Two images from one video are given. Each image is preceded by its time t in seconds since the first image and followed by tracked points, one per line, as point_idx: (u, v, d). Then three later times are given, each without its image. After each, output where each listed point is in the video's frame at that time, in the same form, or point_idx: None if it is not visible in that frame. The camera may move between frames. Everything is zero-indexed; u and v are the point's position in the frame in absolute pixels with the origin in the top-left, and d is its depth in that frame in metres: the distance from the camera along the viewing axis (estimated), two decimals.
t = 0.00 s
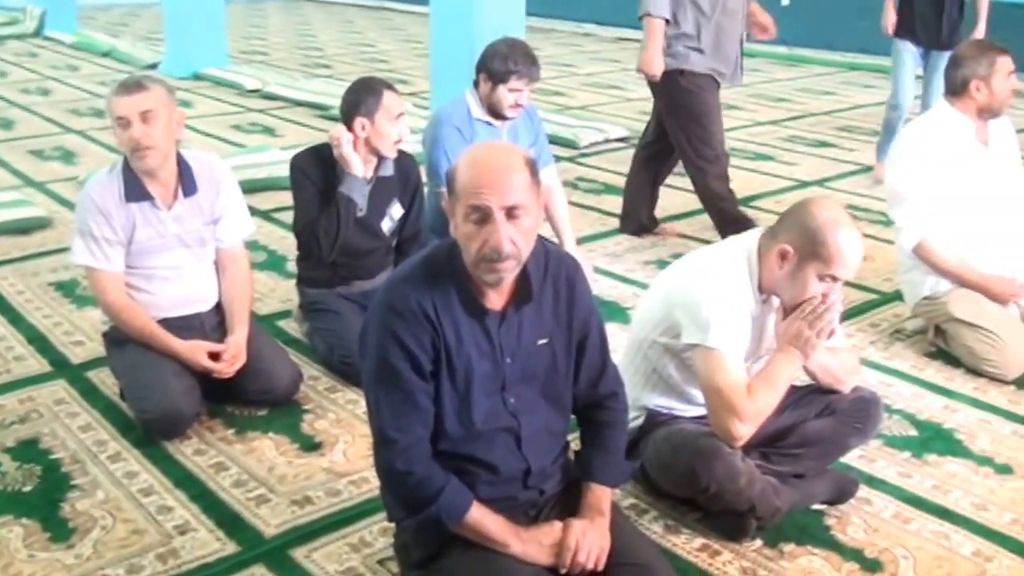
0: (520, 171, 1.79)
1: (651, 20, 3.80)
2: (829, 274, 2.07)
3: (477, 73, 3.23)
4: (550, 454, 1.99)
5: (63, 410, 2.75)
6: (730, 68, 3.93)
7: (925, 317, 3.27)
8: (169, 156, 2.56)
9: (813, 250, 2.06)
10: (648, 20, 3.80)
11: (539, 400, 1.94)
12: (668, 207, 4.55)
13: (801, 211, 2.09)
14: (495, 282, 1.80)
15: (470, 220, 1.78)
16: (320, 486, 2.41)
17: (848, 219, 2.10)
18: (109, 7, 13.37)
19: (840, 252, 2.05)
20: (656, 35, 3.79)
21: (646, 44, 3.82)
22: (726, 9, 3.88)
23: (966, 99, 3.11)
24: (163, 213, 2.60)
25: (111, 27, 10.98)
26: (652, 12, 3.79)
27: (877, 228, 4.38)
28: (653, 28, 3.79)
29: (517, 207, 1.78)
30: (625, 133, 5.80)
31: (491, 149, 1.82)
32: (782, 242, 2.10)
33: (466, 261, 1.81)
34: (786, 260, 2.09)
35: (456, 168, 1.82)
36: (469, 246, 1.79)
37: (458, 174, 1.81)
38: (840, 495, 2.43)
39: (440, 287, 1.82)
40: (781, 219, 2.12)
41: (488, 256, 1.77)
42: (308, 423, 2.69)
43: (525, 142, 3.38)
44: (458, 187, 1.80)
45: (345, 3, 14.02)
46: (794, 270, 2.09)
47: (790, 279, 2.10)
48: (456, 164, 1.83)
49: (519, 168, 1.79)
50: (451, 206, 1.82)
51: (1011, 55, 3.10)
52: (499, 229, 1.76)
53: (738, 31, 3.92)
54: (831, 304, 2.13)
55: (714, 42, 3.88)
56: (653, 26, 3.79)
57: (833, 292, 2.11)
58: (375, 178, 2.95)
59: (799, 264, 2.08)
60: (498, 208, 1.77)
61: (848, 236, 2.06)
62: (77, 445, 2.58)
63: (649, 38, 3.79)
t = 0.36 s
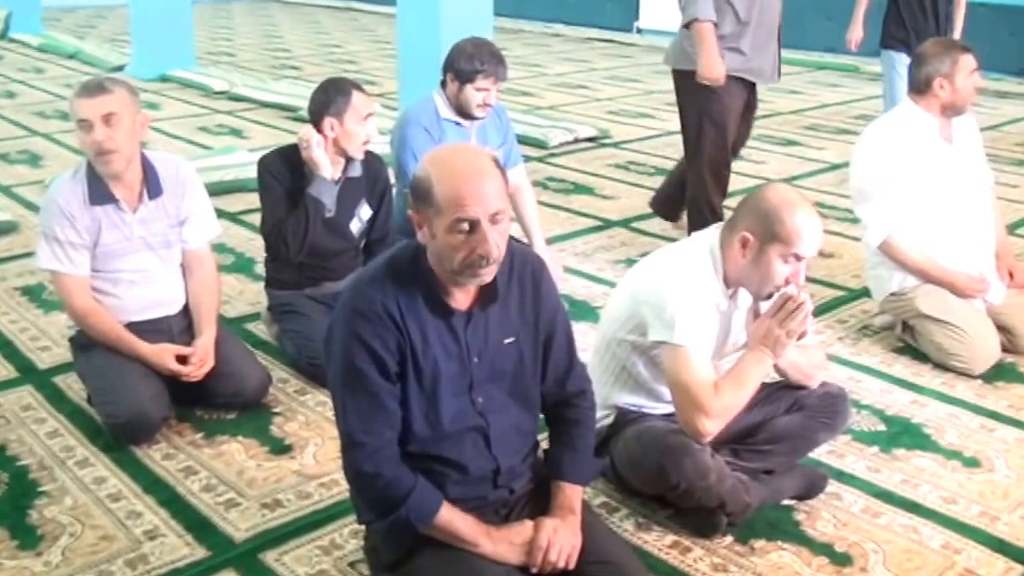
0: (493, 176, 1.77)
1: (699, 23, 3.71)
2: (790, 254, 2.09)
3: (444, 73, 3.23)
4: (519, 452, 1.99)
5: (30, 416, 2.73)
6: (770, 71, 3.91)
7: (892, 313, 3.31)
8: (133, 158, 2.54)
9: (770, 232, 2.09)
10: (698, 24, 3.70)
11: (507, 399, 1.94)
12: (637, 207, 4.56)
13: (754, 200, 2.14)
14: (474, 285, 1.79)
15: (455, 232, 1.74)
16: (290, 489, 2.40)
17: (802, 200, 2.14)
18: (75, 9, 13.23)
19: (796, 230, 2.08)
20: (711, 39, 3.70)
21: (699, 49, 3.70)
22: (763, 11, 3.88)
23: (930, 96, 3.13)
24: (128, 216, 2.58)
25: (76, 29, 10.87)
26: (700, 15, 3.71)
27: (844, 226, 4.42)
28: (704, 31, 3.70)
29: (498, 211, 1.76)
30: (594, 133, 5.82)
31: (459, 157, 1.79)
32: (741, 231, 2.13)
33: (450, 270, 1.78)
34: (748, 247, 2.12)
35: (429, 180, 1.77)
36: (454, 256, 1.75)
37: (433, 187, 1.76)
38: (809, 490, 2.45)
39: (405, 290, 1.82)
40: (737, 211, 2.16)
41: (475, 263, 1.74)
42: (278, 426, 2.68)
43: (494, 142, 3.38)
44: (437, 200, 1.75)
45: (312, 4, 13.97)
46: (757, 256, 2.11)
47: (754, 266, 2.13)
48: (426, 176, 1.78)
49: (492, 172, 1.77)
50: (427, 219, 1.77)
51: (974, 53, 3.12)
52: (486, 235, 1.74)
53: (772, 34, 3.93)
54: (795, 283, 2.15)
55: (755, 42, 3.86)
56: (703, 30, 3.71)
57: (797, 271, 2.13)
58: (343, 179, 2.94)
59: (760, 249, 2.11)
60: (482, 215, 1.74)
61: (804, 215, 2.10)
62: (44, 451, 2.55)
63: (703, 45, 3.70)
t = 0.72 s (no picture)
0: (484, 184, 1.76)
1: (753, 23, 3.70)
2: (761, 227, 2.15)
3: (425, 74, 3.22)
4: (500, 453, 1.99)
5: (9, 421, 2.71)
6: (800, 76, 3.93)
7: (873, 312, 3.33)
8: (111, 161, 2.53)
9: (738, 212, 2.15)
10: (752, 23, 3.69)
11: (487, 400, 1.94)
12: (619, 207, 4.57)
13: (714, 189, 2.21)
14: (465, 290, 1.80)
15: (454, 244, 1.73)
16: (272, 493, 2.39)
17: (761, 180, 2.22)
18: (54, 11, 13.15)
19: (763, 207, 2.15)
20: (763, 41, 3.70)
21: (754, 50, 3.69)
22: (799, 15, 3.91)
23: (908, 96, 3.14)
24: (106, 219, 2.57)
25: (55, 31, 10.80)
26: (754, 15, 3.69)
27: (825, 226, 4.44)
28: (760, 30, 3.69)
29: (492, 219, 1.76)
30: (576, 134, 5.82)
31: (450, 166, 1.77)
32: (711, 220, 2.18)
33: (445, 278, 1.78)
34: (722, 232, 2.17)
35: (423, 191, 1.75)
36: (453, 266, 1.75)
37: (429, 199, 1.74)
38: (790, 488, 2.46)
39: (384, 293, 1.81)
40: (701, 203, 2.22)
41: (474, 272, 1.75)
42: (259, 430, 2.67)
43: (476, 143, 3.39)
44: (434, 213, 1.74)
45: (292, 6, 13.92)
46: (731, 239, 2.16)
47: (730, 250, 2.17)
48: (418, 187, 1.76)
49: (478, 178, 1.76)
50: (422, 231, 1.75)
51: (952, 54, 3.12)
52: (484, 245, 1.75)
53: (809, 38, 3.94)
54: (773, 258, 2.20)
55: (792, 45, 3.90)
56: (757, 29, 3.69)
57: (773, 243, 2.18)
58: (323, 181, 2.94)
59: (733, 230, 2.16)
60: (480, 226, 1.74)
61: (766, 192, 2.17)
62: (23, 457, 2.53)
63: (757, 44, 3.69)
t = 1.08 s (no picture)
0: (478, 189, 1.76)
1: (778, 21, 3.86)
2: (737, 208, 2.17)
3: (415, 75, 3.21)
4: (494, 455, 1.99)
5: (3, 423, 2.70)
6: (855, 71, 3.97)
7: (867, 312, 3.34)
8: (104, 163, 2.53)
9: (711, 199, 2.17)
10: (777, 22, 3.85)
11: (480, 401, 1.94)
12: (611, 208, 4.57)
13: (684, 182, 2.23)
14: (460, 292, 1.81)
15: (447, 248, 1.74)
16: (267, 494, 2.40)
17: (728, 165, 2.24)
18: (46, 14, 13.14)
19: (733, 190, 2.17)
20: (787, 38, 3.85)
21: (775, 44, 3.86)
22: (851, 14, 3.94)
23: (902, 95, 3.17)
24: (100, 220, 2.57)
25: (47, 34, 10.79)
26: (780, 13, 3.85)
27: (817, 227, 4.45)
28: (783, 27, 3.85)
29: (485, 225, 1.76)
30: (567, 135, 5.83)
31: (444, 171, 1.77)
32: (689, 213, 2.21)
33: (439, 281, 1.78)
34: (701, 221, 2.19)
35: (416, 196, 1.75)
36: (446, 270, 1.76)
37: (423, 204, 1.74)
38: (784, 489, 2.46)
39: (378, 296, 1.82)
40: (675, 199, 2.24)
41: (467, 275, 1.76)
42: (253, 431, 2.67)
43: (467, 145, 3.38)
44: (427, 218, 1.74)
45: (284, 8, 13.92)
46: (712, 228, 2.18)
47: (713, 238, 2.19)
48: (412, 191, 1.76)
49: (469, 183, 1.76)
50: (415, 235, 1.76)
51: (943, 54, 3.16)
52: (478, 251, 1.75)
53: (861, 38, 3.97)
54: (758, 235, 2.22)
55: (844, 42, 3.92)
56: (781, 27, 3.86)
57: (753, 220, 2.20)
58: (315, 182, 2.94)
59: (711, 218, 2.18)
60: (474, 231, 1.74)
61: (734, 175, 2.20)
62: (18, 458, 2.53)
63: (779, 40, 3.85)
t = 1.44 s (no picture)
0: (486, 191, 1.76)
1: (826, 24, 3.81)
2: (739, 204, 2.18)
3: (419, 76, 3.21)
4: (501, 456, 1.99)
5: (11, 422, 2.71)
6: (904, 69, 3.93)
7: (872, 314, 3.33)
8: (111, 163, 2.53)
9: (715, 197, 2.18)
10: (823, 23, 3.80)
11: (487, 402, 1.94)
12: (615, 209, 4.57)
13: (687, 181, 2.23)
14: (467, 293, 1.81)
15: (454, 251, 1.74)
16: (272, 494, 2.40)
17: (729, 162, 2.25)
18: (49, 14, 13.16)
19: (735, 187, 2.18)
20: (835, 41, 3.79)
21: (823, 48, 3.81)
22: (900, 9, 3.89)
23: (908, 90, 3.16)
24: (106, 221, 2.57)
25: (51, 34, 10.81)
26: (824, 16, 3.80)
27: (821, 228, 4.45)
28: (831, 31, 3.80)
29: (493, 227, 1.76)
30: (571, 136, 5.83)
31: (451, 174, 1.77)
32: (692, 213, 2.21)
33: (445, 283, 1.79)
34: (705, 219, 2.19)
35: (423, 199, 1.75)
36: (453, 272, 1.76)
37: (430, 207, 1.74)
38: (791, 491, 2.46)
39: (386, 297, 1.82)
40: (677, 199, 2.24)
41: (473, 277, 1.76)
42: (259, 431, 2.67)
43: (471, 146, 3.38)
44: (434, 220, 1.73)
45: (288, 9, 13.92)
46: (715, 225, 2.18)
47: (717, 236, 2.19)
48: (419, 194, 1.76)
49: (477, 185, 1.76)
50: (422, 237, 1.76)
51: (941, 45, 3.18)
52: (484, 253, 1.75)
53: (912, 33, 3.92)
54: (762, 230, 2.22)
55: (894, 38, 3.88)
56: (829, 29, 3.80)
57: (755, 216, 2.20)
58: (318, 182, 2.95)
59: (714, 214, 2.18)
60: (481, 234, 1.74)
61: (736, 172, 2.21)
62: (25, 457, 2.54)
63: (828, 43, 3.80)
